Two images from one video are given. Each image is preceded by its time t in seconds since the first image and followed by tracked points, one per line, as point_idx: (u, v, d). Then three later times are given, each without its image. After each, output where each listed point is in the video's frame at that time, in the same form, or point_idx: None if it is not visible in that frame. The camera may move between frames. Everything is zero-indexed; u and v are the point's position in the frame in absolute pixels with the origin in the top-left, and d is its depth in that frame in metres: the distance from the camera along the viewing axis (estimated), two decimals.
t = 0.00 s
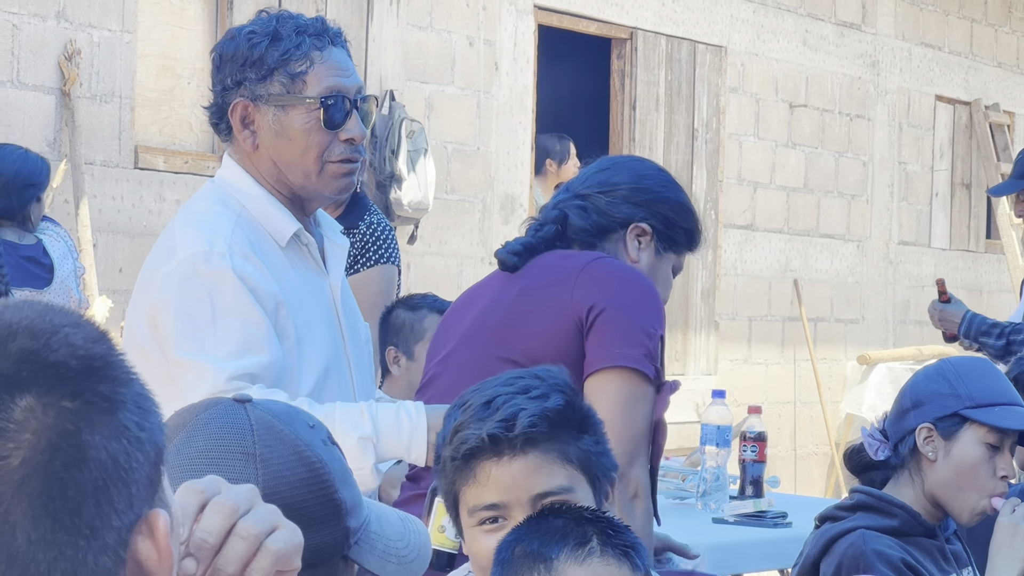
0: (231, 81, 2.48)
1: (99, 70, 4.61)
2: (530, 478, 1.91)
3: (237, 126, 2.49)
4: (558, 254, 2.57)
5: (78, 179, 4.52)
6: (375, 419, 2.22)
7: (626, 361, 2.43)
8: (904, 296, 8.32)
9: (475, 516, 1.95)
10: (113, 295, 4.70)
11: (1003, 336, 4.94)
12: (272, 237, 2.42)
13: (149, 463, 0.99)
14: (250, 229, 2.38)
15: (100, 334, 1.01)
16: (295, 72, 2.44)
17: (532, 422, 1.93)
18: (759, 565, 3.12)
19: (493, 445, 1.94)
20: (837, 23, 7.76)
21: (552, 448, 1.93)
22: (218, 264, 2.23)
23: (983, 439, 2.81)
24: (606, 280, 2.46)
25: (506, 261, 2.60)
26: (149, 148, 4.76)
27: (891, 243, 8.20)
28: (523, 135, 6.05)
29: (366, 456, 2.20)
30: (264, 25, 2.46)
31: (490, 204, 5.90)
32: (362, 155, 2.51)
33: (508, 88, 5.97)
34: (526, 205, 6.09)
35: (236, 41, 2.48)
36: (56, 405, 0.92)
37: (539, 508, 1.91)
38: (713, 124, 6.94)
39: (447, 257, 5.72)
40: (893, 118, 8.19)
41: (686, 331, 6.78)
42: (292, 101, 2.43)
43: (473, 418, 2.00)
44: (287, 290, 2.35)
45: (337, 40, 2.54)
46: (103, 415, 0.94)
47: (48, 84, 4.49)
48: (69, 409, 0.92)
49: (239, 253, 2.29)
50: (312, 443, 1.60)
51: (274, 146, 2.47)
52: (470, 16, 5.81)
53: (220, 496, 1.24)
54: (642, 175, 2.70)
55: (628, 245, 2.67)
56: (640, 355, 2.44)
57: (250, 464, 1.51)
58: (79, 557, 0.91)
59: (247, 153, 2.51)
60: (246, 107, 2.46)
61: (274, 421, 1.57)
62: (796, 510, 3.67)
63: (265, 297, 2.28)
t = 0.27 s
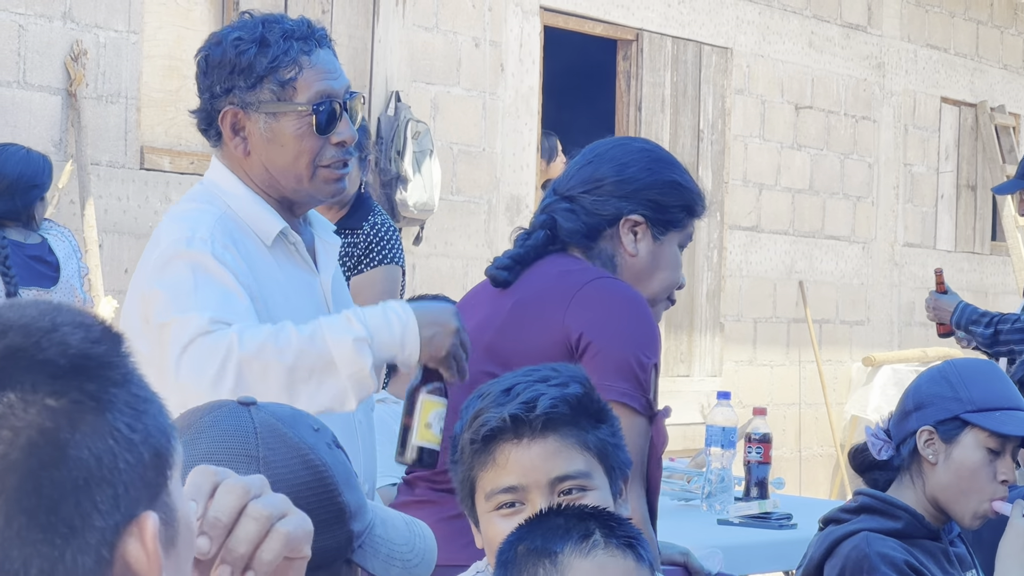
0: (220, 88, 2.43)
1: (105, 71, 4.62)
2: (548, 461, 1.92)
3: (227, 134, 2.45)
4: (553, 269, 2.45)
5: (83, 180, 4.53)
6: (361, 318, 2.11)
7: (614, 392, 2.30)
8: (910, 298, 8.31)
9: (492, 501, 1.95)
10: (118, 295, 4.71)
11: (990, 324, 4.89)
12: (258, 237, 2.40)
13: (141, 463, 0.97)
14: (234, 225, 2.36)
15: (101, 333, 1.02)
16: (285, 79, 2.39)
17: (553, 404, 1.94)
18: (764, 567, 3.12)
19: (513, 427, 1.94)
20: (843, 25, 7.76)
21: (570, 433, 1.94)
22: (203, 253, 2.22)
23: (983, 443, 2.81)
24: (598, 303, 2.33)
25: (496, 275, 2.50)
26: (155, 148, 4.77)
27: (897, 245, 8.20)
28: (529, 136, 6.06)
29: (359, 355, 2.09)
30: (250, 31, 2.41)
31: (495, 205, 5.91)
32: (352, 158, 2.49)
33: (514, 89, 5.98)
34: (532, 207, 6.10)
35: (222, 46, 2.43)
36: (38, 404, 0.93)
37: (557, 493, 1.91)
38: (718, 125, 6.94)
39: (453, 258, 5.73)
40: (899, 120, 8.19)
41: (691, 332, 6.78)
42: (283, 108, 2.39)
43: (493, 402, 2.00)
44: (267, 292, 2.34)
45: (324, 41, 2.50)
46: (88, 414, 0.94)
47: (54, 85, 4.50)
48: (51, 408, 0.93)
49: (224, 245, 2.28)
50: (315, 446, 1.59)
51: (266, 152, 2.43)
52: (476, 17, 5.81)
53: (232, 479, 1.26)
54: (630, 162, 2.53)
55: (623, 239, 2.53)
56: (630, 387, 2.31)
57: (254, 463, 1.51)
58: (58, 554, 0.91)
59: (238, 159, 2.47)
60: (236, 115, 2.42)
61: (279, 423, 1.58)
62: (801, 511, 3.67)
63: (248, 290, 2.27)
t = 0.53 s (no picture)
0: (213, 101, 2.41)
1: (112, 72, 4.63)
2: (559, 466, 1.93)
3: (219, 145, 2.43)
4: (553, 271, 2.34)
5: (90, 180, 4.53)
6: (362, 134, 2.27)
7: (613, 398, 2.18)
8: (916, 300, 8.30)
9: (505, 506, 1.96)
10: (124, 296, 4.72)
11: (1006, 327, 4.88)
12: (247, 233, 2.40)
13: (133, 464, 1.03)
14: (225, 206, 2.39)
15: (109, 334, 1.11)
16: (277, 99, 2.37)
17: (562, 410, 1.93)
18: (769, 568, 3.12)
19: (523, 434, 1.94)
20: (850, 26, 7.75)
21: (579, 439, 1.94)
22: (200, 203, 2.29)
23: (986, 446, 2.80)
24: (597, 307, 2.22)
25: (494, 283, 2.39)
26: (161, 150, 4.77)
27: (904, 247, 8.18)
28: (535, 138, 6.06)
29: (369, 164, 2.22)
30: (247, 46, 2.39)
31: (502, 206, 5.91)
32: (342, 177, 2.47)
33: (520, 91, 5.98)
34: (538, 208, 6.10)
35: (219, 57, 2.41)
36: (28, 396, 1.01)
37: (568, 500, 1.92)
38: (725, 127, 6.94)
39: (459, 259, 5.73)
40: (906, 122, 8.17)
41: (697, 334, 6.78)
42: (275, 128, 2.37)
43: (502, 408, 2.00)
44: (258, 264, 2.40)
45: (322, 57, 2.48)
46: (77, 411, 1.02)
47: (61, 86, 4.51)
48: (41, 401, 1.01)
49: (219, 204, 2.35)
50: (320, 445, 1.65)
51: (256, 167, 2.42)
52: (483, 18, 5.81)
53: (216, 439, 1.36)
54: (624, 152, 2.40)
55: (623, 233, 2.41)
56: (629, 394, 2.19)
57: (256, 462, 1.57)
58: (37, 545, 0.98)
59: (228, 171, 2.46)
60: (227, 128, 2.40)
61: (282, 420, 1.64)
62: (807, 513, 3.67)
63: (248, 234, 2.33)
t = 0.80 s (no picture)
0: (215, 96, 2.39)
1: (119, 74, 4.65)
2: (555, 477, 1.92)
3: (221, 140, 2.41)
4: (574, 286, 2.26)
5: (96, 182, 4.54)
6: (343, 122, 2.20)
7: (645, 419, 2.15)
8: (923, 302, 8.28)
9: (503, 517, 1.97)
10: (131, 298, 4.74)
11: (1016, 327, 4.81)
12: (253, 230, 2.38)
13: (140, 469, 1.03)
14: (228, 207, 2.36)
15: (129, 341, 1.11)
16: (278, 90, 2.34)
17: (556, 422, 1.93)
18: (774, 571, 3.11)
19: (517, 447, 1.94)
20: (856, 29, 7.75)
21: (575, 449, 1.94)
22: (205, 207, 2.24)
23: (993, 448, 2.79)
24: (625, 327, 2.16)
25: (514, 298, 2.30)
26: (168, 151, 4.78)
27: (910, 249, 8.17)
28: (541, 140, 6.06)
29: (354, 150, 2.16)
30: (248, 40, 2.37)
31: (508, 208, 5.91)
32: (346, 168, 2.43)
33: (527, 93, 5.99)
34: (545, 210, 6.11)
35: (220, 53, 2.39)
36: (39, 394, 1.02)
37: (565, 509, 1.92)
38: (731, 130, 6.94)
39: (466, 261, 5.73)
40: (912, 124, 8.16)
41: (703, 336, 6.78)
42: (275, 119, 2.34)
43: (495, 421, 1.99)
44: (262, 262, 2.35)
45: (323, 51, 2.45)
46: (85, 413, 1.02)
47: (67, 88, 4.53)
48: (51, 401, 1.02)
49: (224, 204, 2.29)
50: (320, 441, 1.65)
51: (260, 161, 2.39)
52: (489, 20, 5.82)
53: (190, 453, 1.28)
54: (647, 158, 2.30)
55: (647, 240, 2.32)
56: (660, 414, 2.16)
57: (257, 459, 1.57)
58: (37, 542, 0.99)
59: (232, 166, 2.43)
60: (230, 123, 2.37)
61: (283, 417, 1.65)
62: (814, 516, 3.66)
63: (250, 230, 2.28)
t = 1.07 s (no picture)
0: (223, 87, 2.47)
1: (125, 75, 4.66)
2: (559, 478, 1.93)
3: (227, 131, 2.47)
4: (601, 290, 2.29)
5: (103, 183, 4.55)
6: (325, 321, 2.21)
7: (673, 423, 2.15)
8: (930, 304, 8.27)
9: (508, 519, 1.97)
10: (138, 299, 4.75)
11: None
12: (264, 242, 2.40)
13: (146, 468, 1.04)
14: (240, 231, 2.37)
15: (136, 340, 1.12)
16: (280, 74, 2.41)
17: (559, 422, 1.94)
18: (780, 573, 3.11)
19: (521, 448, 1.94)
20: (863, 31, 7.74)
21: (578, 448, 1.94)
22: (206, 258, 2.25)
23: (999, 451, 2.78)
24: (653, 331, 2.18)
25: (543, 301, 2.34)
26: (174, 153, 4.79)
27: (916, 251, 8.16)
28: (548, 142, 6.07)
29: (333, 358, 2.20)
30: (253, 31, 2.46)
31: (515, 210, 5.92)
32: (353, 157, 2.46)
33: (534, 95, 5.99)
34: (551, 212, 6.11)
35: (228, 48, 2.49)
36: (45, 392, 1.02)
37: (569, 509, 1.92)
38: (738, 132, 6.94)
39: (472, 263, 5.73)
40: (919, 126, 8.15)
41: (710, 338, 6.77)
42: (278, 103, 2.40)
43: (499, 422, 2.00)
44: (264, 290, 2.36)
45: (329, 44, 2.52)
46: (93, 412, 1.02)
47: (75, 89, 4.54)
48: (58, 398, 1.02)
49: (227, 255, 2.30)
50: (318, 435, 1.64)
51: (265, 150, 2.44)
52: (496, 22, 5.83)
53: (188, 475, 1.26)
54: (674, 161, 2.31)
55: (675, 242, 2.34)
56: (687, 417, 2.16)
57: (253, 455, 1.55)
58: (43, 539, 0.99)
59: (240, 158, 2.48)
60: (236, 111, 2.44)
61: (278, 413, 1.63)
62: (820, 518, 3.66)
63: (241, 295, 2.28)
